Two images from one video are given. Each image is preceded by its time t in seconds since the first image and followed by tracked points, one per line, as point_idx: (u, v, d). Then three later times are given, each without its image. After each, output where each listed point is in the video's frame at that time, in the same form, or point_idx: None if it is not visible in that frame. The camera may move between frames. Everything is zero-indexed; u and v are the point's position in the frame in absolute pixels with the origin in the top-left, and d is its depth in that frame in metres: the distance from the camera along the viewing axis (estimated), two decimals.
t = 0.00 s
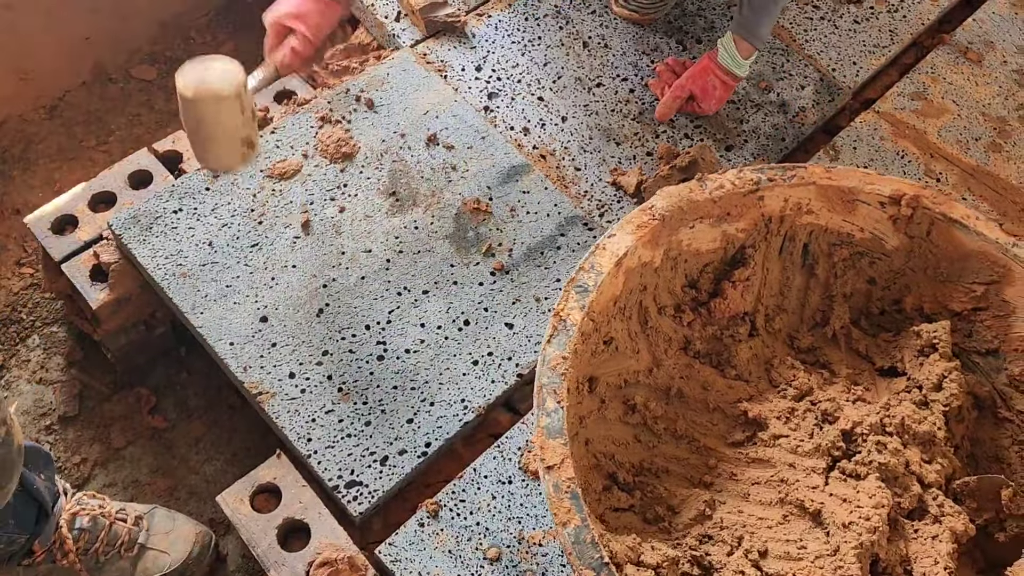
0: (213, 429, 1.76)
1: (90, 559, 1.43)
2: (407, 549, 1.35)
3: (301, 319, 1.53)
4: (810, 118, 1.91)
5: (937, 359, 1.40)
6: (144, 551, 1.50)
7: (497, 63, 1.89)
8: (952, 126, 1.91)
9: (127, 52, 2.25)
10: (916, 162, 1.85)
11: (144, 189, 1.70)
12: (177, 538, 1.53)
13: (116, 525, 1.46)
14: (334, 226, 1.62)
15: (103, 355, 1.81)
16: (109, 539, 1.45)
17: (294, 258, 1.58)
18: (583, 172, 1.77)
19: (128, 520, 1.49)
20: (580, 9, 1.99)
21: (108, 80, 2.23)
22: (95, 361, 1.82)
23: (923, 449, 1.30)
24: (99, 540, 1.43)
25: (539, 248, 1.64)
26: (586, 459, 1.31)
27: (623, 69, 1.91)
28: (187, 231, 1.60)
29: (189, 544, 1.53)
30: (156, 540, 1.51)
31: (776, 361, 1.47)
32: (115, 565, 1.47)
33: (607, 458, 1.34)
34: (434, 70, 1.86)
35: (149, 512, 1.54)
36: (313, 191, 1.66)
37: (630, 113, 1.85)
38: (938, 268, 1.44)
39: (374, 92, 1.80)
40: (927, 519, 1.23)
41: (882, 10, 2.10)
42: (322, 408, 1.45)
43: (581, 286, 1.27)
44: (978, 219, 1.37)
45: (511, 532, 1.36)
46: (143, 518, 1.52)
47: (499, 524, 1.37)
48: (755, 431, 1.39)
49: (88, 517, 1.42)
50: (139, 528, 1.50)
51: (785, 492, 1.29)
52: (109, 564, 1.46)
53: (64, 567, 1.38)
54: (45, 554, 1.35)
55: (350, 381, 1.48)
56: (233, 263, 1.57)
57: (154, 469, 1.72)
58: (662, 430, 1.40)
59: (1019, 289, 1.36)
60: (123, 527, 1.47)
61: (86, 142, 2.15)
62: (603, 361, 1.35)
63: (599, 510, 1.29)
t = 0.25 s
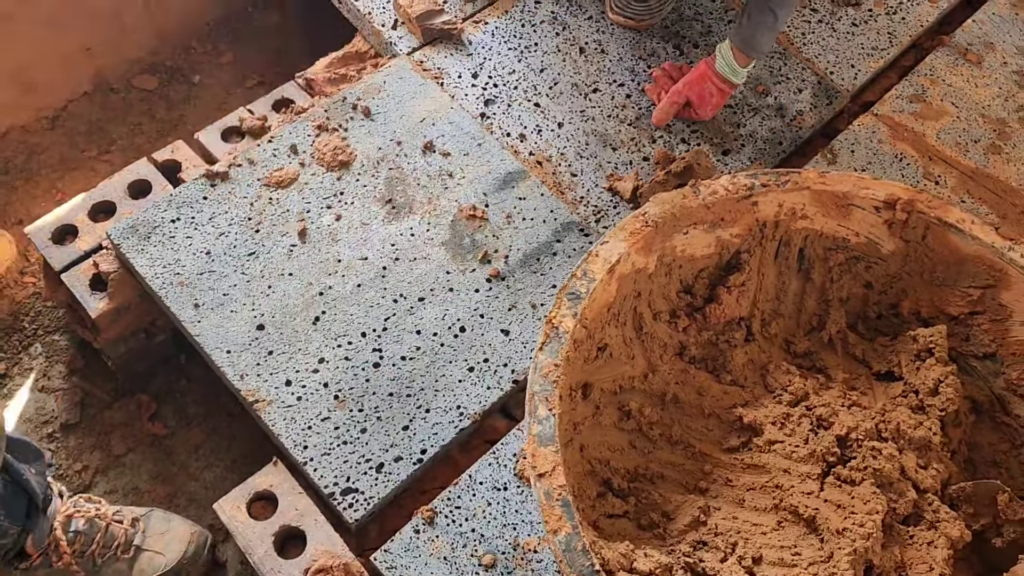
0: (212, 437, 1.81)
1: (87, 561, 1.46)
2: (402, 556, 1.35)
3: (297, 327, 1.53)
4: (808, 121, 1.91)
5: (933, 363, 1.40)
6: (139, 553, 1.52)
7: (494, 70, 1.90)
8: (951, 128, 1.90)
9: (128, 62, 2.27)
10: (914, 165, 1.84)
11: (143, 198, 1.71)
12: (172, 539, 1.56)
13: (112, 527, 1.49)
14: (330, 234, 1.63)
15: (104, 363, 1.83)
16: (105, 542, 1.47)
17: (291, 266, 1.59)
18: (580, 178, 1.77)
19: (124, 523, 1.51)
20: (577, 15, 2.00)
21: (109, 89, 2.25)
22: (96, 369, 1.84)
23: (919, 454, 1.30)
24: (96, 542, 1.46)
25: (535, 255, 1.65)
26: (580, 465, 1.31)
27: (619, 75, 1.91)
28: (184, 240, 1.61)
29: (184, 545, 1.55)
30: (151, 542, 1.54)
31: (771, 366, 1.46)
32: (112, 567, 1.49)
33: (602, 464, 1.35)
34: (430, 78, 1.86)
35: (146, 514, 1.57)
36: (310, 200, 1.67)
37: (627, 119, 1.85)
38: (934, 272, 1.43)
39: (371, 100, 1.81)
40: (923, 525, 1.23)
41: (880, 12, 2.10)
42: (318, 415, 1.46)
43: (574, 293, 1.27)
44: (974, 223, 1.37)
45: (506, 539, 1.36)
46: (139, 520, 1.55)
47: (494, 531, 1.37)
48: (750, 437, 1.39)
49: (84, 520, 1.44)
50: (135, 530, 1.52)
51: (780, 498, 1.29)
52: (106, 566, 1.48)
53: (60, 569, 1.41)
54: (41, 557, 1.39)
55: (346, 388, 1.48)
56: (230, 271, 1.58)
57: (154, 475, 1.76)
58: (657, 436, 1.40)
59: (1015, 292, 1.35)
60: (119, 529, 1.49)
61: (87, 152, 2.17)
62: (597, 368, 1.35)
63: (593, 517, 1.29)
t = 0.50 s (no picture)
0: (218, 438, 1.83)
1: (66, 531, 1.54)
2: (402, 556, 1.36)
3: (298, 330, 1.55)
4: (808, 123, 1.91)
5: (930, 364, 1.40)
6: (117, 520, 1.58)
7: (495, 74, 1.91)
8: (952, 129, 1.90)
9: (135, 70, 2.31)
10: (915, 166, 1.85)
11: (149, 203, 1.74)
12: (149, 507, 1.61)
13: (86, 497, 1.57)
14: (332, 237, 1.65)
15: (110, 366, 1.87)
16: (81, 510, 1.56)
17: (293, 269, 1.61)
18: (580, 181, 1.78)
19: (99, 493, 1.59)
20: (578, 19, 2.01)
21: (117, 96, 2.29)
22: (103, 372, 1.88)
23: (916, 454, 1.30)
24: (70, 510, 1.55)
25: (535, 257, 1.66)
26: (578, 465, 1.32)
27: (620, 78, 1.93)
28: (188, 244, 1.63)
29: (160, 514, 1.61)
30: (127, 509, 1.59)
31: (769, 367, 1.47)
32: (91, 537, 1.56)
33: (600, 464, 1.35)
34: (431, 82, 1.88)
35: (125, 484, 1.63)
36: (312, 204, 1.68)
37: (627, 122, 1.86)
38: (932, 273, 1.43)
39: (373, 105, 1.83)
40: (919, 525, 1.23)
41: (882, 13, 2.10)
42: (319, 417, 1.48)
43: (570, 294, 1.28)
44: (971, 223, 1.36)
45: (505, 539, 1.37)
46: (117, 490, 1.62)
47: (493, 531, 1.38)
48: (748, 437, 1.40)
49: (56, 489, 1.54)
50: (111, 498, 1.59)
51: (776, 497, 1.29)
52: (85, 536, 1.56)
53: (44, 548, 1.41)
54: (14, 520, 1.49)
55: (347, 390, 1.50)
56: (233, 275, 1.60)
57: (160, 477, 1.79)
58: (655, 436, 1.41)
59: (1013, 293, 1.35)
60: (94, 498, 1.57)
61: (96, 159, 2.22)
62: (595, 369, 1.36)
63: (591, 516, 1.30)
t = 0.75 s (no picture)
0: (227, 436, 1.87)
1: (11, 465, 1.65)
2: (404, 550, 1.38)
3: (303, 328, 1.57)
4: (812, 122, 1.92)
5: (931, 361, 1.40)
6: (59, 466, 1.69)
7: (499, 75, 1.93)
8: (957, 128, 1.90)
9: (146, 73, 2.35)
10: (919, 165, 1.85)
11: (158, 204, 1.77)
12: (91, 457, 1.73)
13: (36, 438, 1.68)
14: (337, 237, 1.67)
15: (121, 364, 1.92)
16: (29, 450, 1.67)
17: (299, 269, 1.63)
18: (583, 181, 1.79)
19: (49, 436, 1.69)
20: (582, 21, 2.03)
21: (129, 99, 2.34)
22: (114, 371, 1.92)
23: (915, 451, 1.30)
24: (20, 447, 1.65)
25: (538, 256, 1.67)
26: (578, 461, 1.33)
27: (623, 78, 1.94)
28: (196, 244, 1.66)
29: (100, 465, 1.73)
30: (70, 456, 1.70)
31: (769, 365, 1.48)
32: (31, 473, 1.67)
33: (600, 460, 1.36)
34: (436, 84, 1.90)
35: (71, 430, 1.73)
36: (318, 205, 1.71)
37: (631, 122, 1.87)
38: (933, 271, 1.43)
39: (378, 106, 1.85)
40: (918, 521, 1.24)
41: (887, 13, 2.10)
42: (324, 413, 1.50)
43: (570, 291, 1.29)
44: (971, 221, 1.37)
45: (506, 534, 1.39)
46: (64, 436, 1.72)
47: (495, 526, 1.40)
48: (748, 434, 1.40)
49: (12, 427, 1.64)
50: (58, 443, 1.70)
51: (775, 493, 1.30)
52: (27, 472, 1.67)
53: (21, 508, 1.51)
54: None
55: (351, 387, 1.52)
56: (240, 274, 1.63)
57: (169, 474, 1.84)
58: (656, 433, 1.42)
59: (1014, 290, 1.35)
60: (42, 441, 1.68)
61: (108, 161, 2.26)
62: (595, 366, 1.37)
63: (590, 512, 1.31)
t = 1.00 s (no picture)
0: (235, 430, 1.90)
1: (23, 458, 1.69)
2: (407, 542, 1.40)
3: (309, 324, 1.59)
4: (815, 121, 1.93)
5: (931, 357, 1.41)
6: (71, 458, 1.73)
7: (504, 75, 1.95)
8: (961, 126, 1.90)
9: (157, 74, 2.39)
10: (922, 163, 1.85)
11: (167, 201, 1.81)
12: (102, 451, 1.76)
13: (48, 431, 1.73)
14: (343, 234, 1.69)
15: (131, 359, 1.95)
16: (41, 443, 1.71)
17: (305, 265, 1.66)
18: (587, 179, 1.81)
19: (60, 430, 1.74)
20: (587, 20, 2.04)
21: (140, 99, 2.37)
22: (125, 365, 1.96)
23: (914, 445, 1.31)
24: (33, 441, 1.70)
25: (541, 253, 1.69)
26: (579, 454, 1.35)
27: (627, 77, 1.95)
28: (204, 240, 1.68)
29: (112, 459, 1.76)
30: (82, 450, 1.74)
31: (770, 360, 1.49)
32: (44, 466, 1.71)
33: (601, 454, 1.38)
34: (442, 83, 1.92)
35: (83, 425, 1.78)
36: (324, 202, 1.73)
37: (634, 120, 1.89)
38: (933, 267, 1.44)
39: (384, 105, 1.88)
40: (916, 514, 1.24)
41: (891, 12, 2.11)
42: (328, 407, 1.52)
43: (570, 287, 1.31)
44: (971, 217, 1.37)
45: (508, 526, 1.40)
46: (75, 430, 1.76)
47: (496, 519, 1.41)
48: (748, 429, 1.41)
49: (23, 419, 1.69)
50: (69, 437, 1.74)
51: (774, 487, 1.31)
52: (39, 464, 1.71)
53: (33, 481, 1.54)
54: None
55: (355, 381, 1.54)
56: (247, 270, 1.65)
57: (177, 466, 1.86)
58: (656, 428, 1.43)
59: (1013, 286, 1.35)
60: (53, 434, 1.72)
61: (119, 159, 2.30)
62: (596, 361, 1.39)
63: (591, 504, 1.32)
